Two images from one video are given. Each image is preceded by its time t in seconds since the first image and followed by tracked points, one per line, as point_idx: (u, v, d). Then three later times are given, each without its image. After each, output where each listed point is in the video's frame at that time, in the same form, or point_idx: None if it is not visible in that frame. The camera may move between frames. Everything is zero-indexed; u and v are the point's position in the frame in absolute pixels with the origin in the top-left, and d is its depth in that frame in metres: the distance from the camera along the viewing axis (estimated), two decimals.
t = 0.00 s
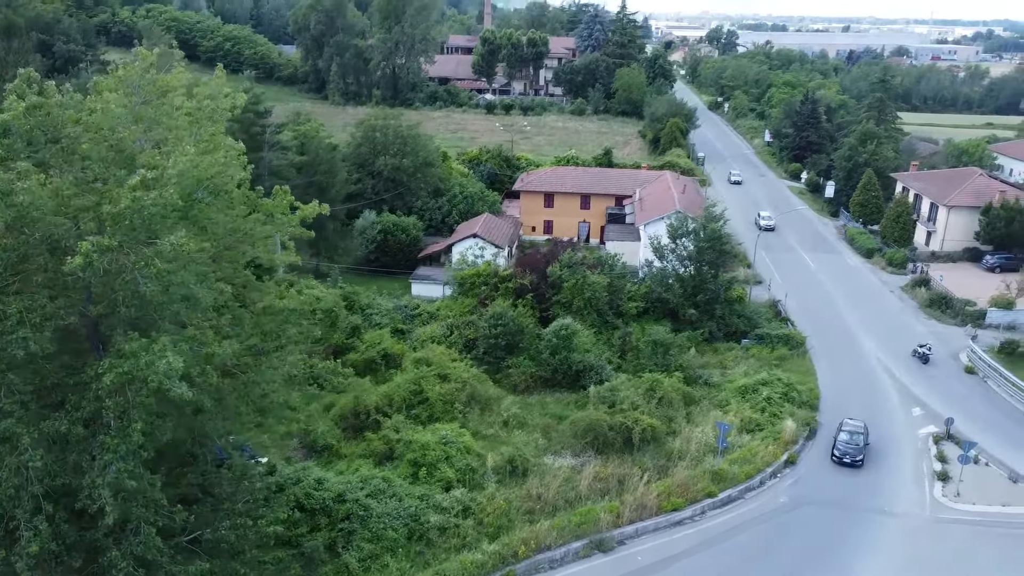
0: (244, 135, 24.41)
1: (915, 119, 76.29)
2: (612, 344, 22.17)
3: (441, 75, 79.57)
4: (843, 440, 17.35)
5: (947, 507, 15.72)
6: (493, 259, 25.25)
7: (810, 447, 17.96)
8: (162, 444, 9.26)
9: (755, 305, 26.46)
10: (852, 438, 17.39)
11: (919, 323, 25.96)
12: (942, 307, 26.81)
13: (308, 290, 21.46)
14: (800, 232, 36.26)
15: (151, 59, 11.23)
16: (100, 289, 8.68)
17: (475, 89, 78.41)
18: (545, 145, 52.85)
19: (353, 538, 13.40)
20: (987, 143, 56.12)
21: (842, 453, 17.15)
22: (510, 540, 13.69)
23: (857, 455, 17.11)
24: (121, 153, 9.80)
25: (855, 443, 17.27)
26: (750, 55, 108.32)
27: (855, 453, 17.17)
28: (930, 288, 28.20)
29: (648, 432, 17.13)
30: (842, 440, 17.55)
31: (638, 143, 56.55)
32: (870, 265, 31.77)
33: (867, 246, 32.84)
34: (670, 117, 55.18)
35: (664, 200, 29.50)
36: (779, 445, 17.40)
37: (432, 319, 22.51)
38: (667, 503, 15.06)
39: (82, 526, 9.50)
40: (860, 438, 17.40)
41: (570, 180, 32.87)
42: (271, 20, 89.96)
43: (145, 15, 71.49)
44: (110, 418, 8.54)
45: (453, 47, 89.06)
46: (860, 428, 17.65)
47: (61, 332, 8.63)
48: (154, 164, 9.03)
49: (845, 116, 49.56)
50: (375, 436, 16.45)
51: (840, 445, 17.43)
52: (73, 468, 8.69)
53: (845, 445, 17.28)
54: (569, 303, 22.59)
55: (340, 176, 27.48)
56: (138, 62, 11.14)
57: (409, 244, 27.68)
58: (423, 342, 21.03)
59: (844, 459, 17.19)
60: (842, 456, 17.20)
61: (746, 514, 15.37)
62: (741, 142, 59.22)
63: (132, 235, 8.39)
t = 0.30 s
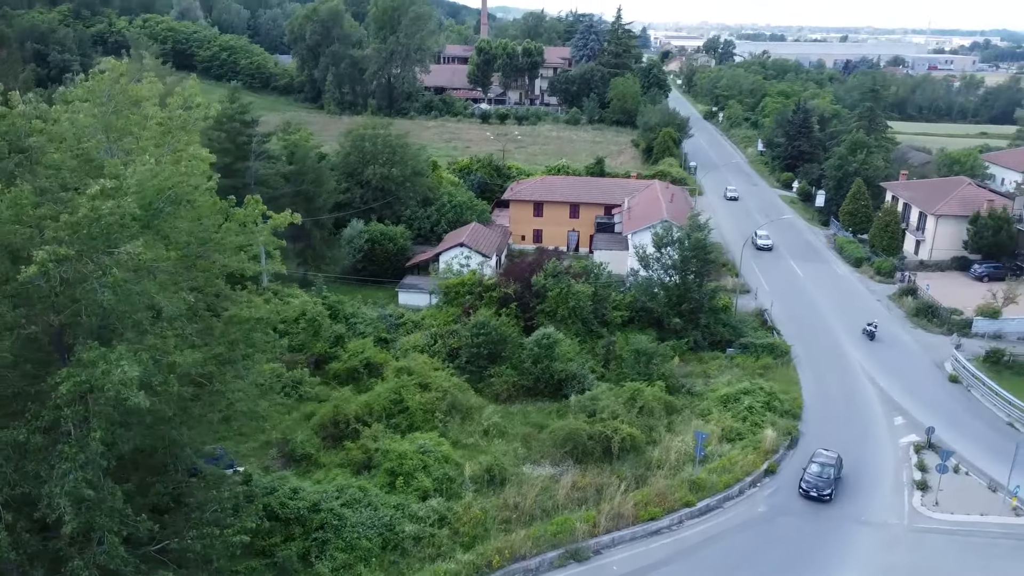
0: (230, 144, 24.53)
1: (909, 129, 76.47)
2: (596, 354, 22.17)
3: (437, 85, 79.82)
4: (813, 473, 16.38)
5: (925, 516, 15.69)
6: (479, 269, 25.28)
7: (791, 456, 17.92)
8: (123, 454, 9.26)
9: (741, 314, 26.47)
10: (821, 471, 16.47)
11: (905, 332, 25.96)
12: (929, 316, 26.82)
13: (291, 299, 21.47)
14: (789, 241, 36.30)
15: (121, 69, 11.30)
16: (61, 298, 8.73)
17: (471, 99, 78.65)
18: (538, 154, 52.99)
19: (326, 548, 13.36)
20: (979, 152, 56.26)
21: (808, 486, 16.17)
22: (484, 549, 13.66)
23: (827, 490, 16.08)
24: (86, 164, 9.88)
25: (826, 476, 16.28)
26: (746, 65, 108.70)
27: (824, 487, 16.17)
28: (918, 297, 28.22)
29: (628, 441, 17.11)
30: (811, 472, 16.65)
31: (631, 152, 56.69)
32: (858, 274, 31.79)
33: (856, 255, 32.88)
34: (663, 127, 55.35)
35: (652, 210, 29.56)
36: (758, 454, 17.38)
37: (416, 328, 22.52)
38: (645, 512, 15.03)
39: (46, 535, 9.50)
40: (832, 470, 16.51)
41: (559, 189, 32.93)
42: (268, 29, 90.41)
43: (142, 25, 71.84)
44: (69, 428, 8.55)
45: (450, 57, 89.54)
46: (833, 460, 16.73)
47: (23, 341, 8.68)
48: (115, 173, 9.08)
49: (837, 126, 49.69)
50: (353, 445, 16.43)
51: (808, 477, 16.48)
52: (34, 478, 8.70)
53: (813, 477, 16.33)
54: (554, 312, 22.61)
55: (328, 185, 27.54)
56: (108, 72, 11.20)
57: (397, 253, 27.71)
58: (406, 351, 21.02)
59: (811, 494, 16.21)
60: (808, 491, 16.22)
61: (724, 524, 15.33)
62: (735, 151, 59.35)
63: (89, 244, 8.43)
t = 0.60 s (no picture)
0: (216, 153, 24.69)
1: (904, 138, 76.63)
2: (580, 362, 22.16)
3: (433, 94, 80.07)
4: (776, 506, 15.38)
5: (903, 525, 15.67)
6: (465, 278, 25.32)
7: (772, 465, 17.91)
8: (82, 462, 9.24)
9: (727, 323, 26.49)
10: (785, 504, 15.43)
11: (891, 341, 25.98)
12: (915, 325, 26.83)
13: (275, 308, 21.49)
14: (779, 250, 36.34)
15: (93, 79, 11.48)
16: (19, 305, 8.81)
17: (467, 108, 78.88)
18: (531, 163, 53.11)
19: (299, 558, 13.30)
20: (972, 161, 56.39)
21: (769, 520, 15.14)
22: (458, 559, 13.64)
23: (788, 526, 15.01)
24: (52, 171, 9.95)
25: (789, 511, 15.23)
26: (742, 74, 109.07)
27: (785, 523, 15.12)
28: (905, 306, 28.23)
29: (607, 450, 17.09)
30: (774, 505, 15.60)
31: (625, 161, 56.81)
32: (847, 283, 31.83)
33: (845, 264, 32.91)
34: (656, 136, 55.51)
35: (639, 219, 29.64)
36: (738, 463, 17.37)
37: (400, 337, 22.53)
38: (621, 522, 14.98)
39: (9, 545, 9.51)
40: (796, 505, 15.43)
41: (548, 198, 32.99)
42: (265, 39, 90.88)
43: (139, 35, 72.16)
44: (27, 435, 8.57)
45: (446, 67, 90.13)
46: (798, 493, 15.65)
47: None
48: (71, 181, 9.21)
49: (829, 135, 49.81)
50: (331, 454, 16.40)
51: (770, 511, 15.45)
52: None
53: (775, 512, 15.28)
54: (538, 321, 22.63)
55: (315, 194, 27.64)
56: (77, 81, 11.27)
57: (384, 261, 27.74)
58: (389, 360, 21.01)
59: (770, 529, 15.19)
60: (768, 526, 15.20)
61: (701, 533, 15.27)
62: (729, 160, 59.47)
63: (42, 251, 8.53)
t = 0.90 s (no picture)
0: (200, 163, 24.94)
1: (898, 149, 76.75)
2: (562, 372, 22.15)
3: (428, 105, 80.35)
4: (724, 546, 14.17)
5: (878, 536, 15.59)
6: (449, 288, 25.36)
7: (749, 476, 17.87)
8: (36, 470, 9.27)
9: (712, 333, 26.49)
10: (734, 545, 14.20)
11: (875, 351, 25.96)
12: (900, 335, 26.83)
13: (256, 318, 21.52)
14: (767, 260, 36.36)
15: (60, 90, 11.66)
16: None
17: (462, 119, 79.10)
18: (524, 174, 53.25)
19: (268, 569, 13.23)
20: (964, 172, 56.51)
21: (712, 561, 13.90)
22: (429, 570, 13.58)
23: (733, 569, 13.75)
24: (13, 180, 10.05)
25: (737, 552, 14.00)
26: (738, 85, 109.50)
27: (730, 564, 13.85)
28: (890, 316, 28.25)
29: (584, 460, 17.06)
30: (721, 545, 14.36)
31: (617, 172, 56.92)
32: (834, 293, 31.84)
33: (832, 274, 32.96)
34: (649, 146, 55.68)
35: (625, 229, 29.72)
36: (715, 474, 17.33)
37: (382, 347, 22.53)
38: (595, 532, 14.90)
39: None
40: (745, 546, 14.19)
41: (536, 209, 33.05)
42: (262, 50, 91.38)
43: (135, 46, 72.56)
44: None
45: (442, 78, 90.61)
46: (749, 535, 14.40)
47: None
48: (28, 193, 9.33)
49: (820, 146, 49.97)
50: (306, 465, 16.37)
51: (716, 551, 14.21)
52: None
53: (722, 553, 14.04)
54: (520, 330, 22.66)
55: (300, 204, 27.75)
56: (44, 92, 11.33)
57: (369, 271, 27.76)
58: (370, 370, 20.99)
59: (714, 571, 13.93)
60: (712, 567, 13.95)
61: (674, 543, 15.19)
62: (721, 170, 59.62)
63: None
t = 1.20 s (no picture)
0: (186, 171, 25.16)
1: (893, 158, 76.83)
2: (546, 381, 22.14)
3: (424, 114, 80.61)
4: None
5: (857, 545, 15.51)
6: (435, 296, 25.40)
7: (730, 484, 17.81)
8: None
9: (698, 341, 26.50)
10: None
11: (861, 359, 25.97)
12: (887, 343, 26.82)
13: (240, 326, 21.53)
14: (757, 268, 36.43)
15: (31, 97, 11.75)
16: None
17: (457, 128, 79.27)
18: (517, 182, 53.36)
19: None
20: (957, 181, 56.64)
21: None
22: None
23: None
24: None
25: None
26: (734, 94, 109.87)
27: None
28: (877, 325, 28.25)
29: (563, 469, 17.03)
30: None
31: (611, 181, 57.04)
32: (822, 302, 31.88)
33: (821, 283, 32.99)
34: (642, 155, 55.82)
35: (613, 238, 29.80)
36: (695, 483, 17.29)
37: (366, 355, 22.54)
38: (572, 541, 14.77)
39: None
40: None
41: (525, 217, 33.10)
42: (259, 60, 91.76)
43: (131, 55, 72.77)
44: None
45: (438, 88, 90.92)
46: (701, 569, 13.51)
47: None
48: None
49: (812, 155, 50.10)
50: (283, 474, 16.33)
51: None
52: None
53: None
54: (504, 339, 22.70)
55: (288, 213, 27.85)
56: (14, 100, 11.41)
57: (357, 280, 27.78)
58: (353, 379, 20.98)
59: None
60: None
61: (653, 552, 15.05)
62: (715, 179, 59.74)
63: None
